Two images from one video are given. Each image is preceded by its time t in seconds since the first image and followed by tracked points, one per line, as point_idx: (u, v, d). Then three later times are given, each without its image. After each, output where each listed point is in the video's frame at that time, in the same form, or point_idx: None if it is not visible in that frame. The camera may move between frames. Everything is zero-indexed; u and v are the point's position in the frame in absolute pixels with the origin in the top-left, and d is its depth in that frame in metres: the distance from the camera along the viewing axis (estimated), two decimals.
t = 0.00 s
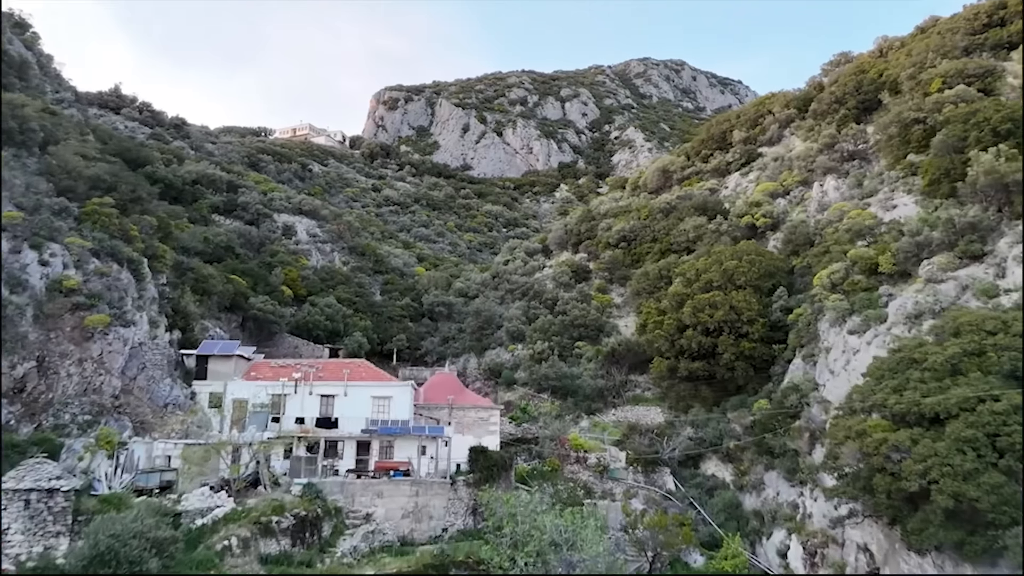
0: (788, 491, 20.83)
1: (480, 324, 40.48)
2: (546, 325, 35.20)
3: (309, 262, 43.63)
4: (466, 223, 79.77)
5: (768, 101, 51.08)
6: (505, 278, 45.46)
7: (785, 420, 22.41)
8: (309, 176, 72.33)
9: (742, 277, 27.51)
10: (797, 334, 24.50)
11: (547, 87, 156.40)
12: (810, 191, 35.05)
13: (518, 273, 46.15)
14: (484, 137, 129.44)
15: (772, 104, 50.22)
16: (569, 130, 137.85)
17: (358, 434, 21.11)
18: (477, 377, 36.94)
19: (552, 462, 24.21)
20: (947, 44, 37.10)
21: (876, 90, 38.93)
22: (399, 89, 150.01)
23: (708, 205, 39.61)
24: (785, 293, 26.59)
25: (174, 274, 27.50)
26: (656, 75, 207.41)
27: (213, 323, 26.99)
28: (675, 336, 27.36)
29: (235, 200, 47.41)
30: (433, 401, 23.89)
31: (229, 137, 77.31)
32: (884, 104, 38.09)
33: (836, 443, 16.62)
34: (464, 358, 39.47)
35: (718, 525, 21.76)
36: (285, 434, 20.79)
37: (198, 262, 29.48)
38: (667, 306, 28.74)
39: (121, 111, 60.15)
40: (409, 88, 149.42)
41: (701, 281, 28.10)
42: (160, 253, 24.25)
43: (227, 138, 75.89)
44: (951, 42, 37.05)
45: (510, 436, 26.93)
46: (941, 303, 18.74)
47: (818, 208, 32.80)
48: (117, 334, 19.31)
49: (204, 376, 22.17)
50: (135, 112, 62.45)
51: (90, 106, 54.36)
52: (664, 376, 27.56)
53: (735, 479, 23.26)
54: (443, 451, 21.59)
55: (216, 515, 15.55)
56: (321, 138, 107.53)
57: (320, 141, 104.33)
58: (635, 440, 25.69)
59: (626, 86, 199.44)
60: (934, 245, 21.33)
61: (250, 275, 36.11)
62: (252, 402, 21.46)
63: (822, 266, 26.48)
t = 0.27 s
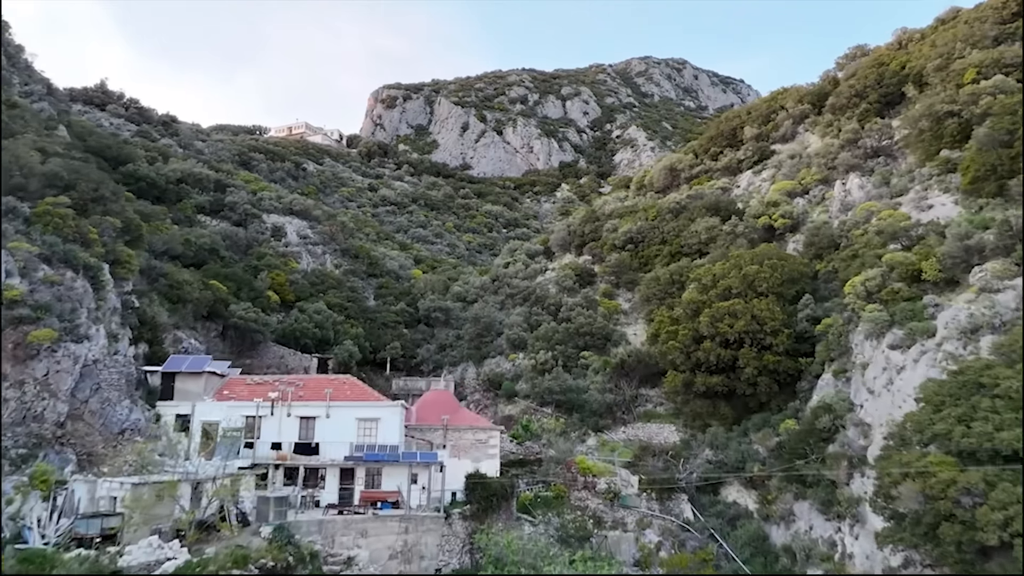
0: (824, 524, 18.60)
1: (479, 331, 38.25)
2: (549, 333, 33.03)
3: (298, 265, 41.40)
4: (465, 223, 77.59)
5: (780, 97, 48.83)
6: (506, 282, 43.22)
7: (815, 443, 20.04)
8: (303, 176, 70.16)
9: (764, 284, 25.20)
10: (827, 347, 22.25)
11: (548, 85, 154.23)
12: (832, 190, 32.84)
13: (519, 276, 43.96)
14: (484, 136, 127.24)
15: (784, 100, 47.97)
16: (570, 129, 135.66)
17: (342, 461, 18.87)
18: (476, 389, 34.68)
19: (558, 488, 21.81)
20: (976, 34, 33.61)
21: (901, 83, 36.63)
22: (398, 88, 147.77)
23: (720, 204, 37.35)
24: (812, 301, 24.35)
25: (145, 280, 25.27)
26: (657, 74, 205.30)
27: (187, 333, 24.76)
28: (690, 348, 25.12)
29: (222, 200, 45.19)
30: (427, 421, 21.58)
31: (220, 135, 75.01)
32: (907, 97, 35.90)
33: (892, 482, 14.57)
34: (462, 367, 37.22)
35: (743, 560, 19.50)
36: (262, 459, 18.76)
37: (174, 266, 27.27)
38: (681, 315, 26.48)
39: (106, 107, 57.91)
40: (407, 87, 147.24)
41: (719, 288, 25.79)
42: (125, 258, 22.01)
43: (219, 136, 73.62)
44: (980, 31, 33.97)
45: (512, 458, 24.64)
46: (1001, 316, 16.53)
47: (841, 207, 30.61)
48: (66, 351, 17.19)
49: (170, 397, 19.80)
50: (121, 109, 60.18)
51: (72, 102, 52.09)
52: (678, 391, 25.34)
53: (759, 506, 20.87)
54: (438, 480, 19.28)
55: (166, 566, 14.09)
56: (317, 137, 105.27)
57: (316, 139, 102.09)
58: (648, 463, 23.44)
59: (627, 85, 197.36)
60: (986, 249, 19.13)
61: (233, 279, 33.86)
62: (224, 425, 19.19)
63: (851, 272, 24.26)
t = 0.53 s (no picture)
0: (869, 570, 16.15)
1: (478, 339, 35.90)
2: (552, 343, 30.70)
3: (286, 269, 39.06)
4: (464, 224, 75.24)
5: (795, 91, 46.46)
6: (506, 287, 40.86)
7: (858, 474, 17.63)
8: (296, 175, 67.80)
9: (792, 293, 22.76)
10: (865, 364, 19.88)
11: (549, 83, 151.82)
12: (857, 189, 30.48)
13: (520, 279, 41.55)
14: (484, 135, 124.86)
15: (799, 95, 45.58)
16: (571, 127, 133.30)
17: (320, 497, 16.57)
18: (474, 402, 32.32)
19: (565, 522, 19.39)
20: (1011, 20, 29.81)
21: (929, 74, 34.23)
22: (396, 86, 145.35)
23: (735, 204, 34.99)
24: (846, 311, 22.01)
25: (108, 289, 22.92)
26: (659, 73, 202.94)
27: (154, 347, 22.58)
28: (710, 363, 22.78)
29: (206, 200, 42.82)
30: (418, 449, 19.22)
31: (211, 133, 72.59)
32: (936, 90, 33.49)
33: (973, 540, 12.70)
34: (460, 378, 34.88)
35: None
36: (227, 496, 16.45)
37: (142, 272, 25.22)
38: (699, 326, 24.12)
39: (89, 104, 55.56)
40: (406, 84, 144.82)
41: (741, 296, 23.40)
42: (79, 265, 19.90)
43: (210, 134, 71.22)
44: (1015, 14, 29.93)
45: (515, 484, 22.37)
46: None
47: (870, 208, 28.26)
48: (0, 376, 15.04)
49: (125, 424, 17.52)
50: (105, 105, 57.79)
51: (51, 98, 49.71)
52: (696, 411, 23.03)
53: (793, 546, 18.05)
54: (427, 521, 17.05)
55: None
56: (313, 136, 102.86)
57: (312, 138, 99.70)
58: (665, 492, 21.07)
59: (629, 83, 195.02)
60: None
61: (214, 285, 31.49)
62: (185, 456, 16.89)
63: (889, 280, 21.90)
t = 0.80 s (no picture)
0: None
1: (476, 348, 33.64)
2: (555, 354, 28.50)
3: (274, 273, 36.83)
4: (463, 224, 72.99)
5: (810, 85, 44.17)
6: (506, 292, 38.63)
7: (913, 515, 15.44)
8: (289, 174, 65.56)
9: (824, 302, 20.45)
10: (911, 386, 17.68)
11: (549, 81, 149.58)
12: (887, 188, 28.21)
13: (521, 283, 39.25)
14: (483, 134, 122.62)
15: (815, 89, 43.31)
16: (572, 126, 131.04)
17: (292, 544, 14.33)
18: (472, 417, 30.01)
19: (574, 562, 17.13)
20: None
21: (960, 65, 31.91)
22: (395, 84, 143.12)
23: (751, 204, 32.75)
24: (887, 324, 19.76)
25: (65, 299, 20.67)
26: (661, 71, 200.75)
27: (114, 364, 20.59)
28: (734, 381, 20.54)
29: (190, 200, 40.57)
30: (408, 483, 16.92)
31: (202, 131, 70.28)
32: (968, 82, 31.18)
33: None
34: (457, 391, 32.64)
35: None
36: (183, 543, 14.27)
37: (105, 278, 23.28)
38: (720, 339, 21.87)
39: (72, 100, 53.27)
40: (404, 83, 142.61)
41: (768, 307, 21.06)
42: (23, 275, 17.91)
43: (200, 132, 68.96)
44: None
45: (517, 516, 20.09)
46: None
47: (902, 209, 26.08)
48: None
49: (68, 457, 15.29)
50: (89, 101, 55.53)
51: (30, 92, 47.46)
52: (718, 434, 20.77)
53: None
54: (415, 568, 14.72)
55: None
56: (309, 134, 100.59)
57: (308, 137, 97.46)
58: (684, 527, 18.69)
59: (630, 81, 192.83)
60: None
61: (192, 291, 29.26)
62: (134, 497, 14.66)
63: (935, 288, 19.59)
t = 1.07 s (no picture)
0: None
1: (474, 360, 31.36)
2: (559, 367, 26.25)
3: (259, 278, 34.55)
4: (462, 225, 70.71)
5: (827, 80, 41.91)
6: (506, 298, 36.37)
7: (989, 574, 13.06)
8: (281, 173, 63.25)
9: (863, 316, 18.03)
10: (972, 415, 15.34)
11: (550, 80, 147.33)
12: (921, 187, 25.91)
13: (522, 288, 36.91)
14: (483, 133, 120.33)
15: (833, 84, 41.04)
16: (573, 125, 128.78)
17: None
18: (470, 435, 27.66)
19: None
20: None
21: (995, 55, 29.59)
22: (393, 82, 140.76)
23: (770, 204, 30.49)
24: (938, 341, 17.44)
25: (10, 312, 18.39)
26: (663, 70, 198.53)
27: (64, 385, 18.45)
28: (763, 406, 18.24)
29: (171, 201, 38.27)
30: (394, 527, 14.60)
31: (191, 128, 67.93)
32: (1005, 73, 28.88)
33: None
34: (454, 405, 30.36)
35: None
36: None
37: (62, 287, 21.17)
38: (745, 357, 19.57)
39: (52, 95, 50.86)
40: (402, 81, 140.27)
41: (801, 320, 18.67)
42: None
43: (189, 129, 66.62)
44: None
45: (519, 556, 17.78)
46: None
47: (940, 210, 23.82)
48: None
49: None
50: (71, 97, 53.19)
51: (5, 87, 45.08)
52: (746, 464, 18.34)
53: None
54: None
55: None
56: (305, 133, 98.23)
57: (303, 135, 95.11)
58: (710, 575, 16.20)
59: (631, 80, 190.61)
60: None
61: (165, 299, 26.94)
62: (66, 554, 12.36)
63: (994, 299, 17.22)
